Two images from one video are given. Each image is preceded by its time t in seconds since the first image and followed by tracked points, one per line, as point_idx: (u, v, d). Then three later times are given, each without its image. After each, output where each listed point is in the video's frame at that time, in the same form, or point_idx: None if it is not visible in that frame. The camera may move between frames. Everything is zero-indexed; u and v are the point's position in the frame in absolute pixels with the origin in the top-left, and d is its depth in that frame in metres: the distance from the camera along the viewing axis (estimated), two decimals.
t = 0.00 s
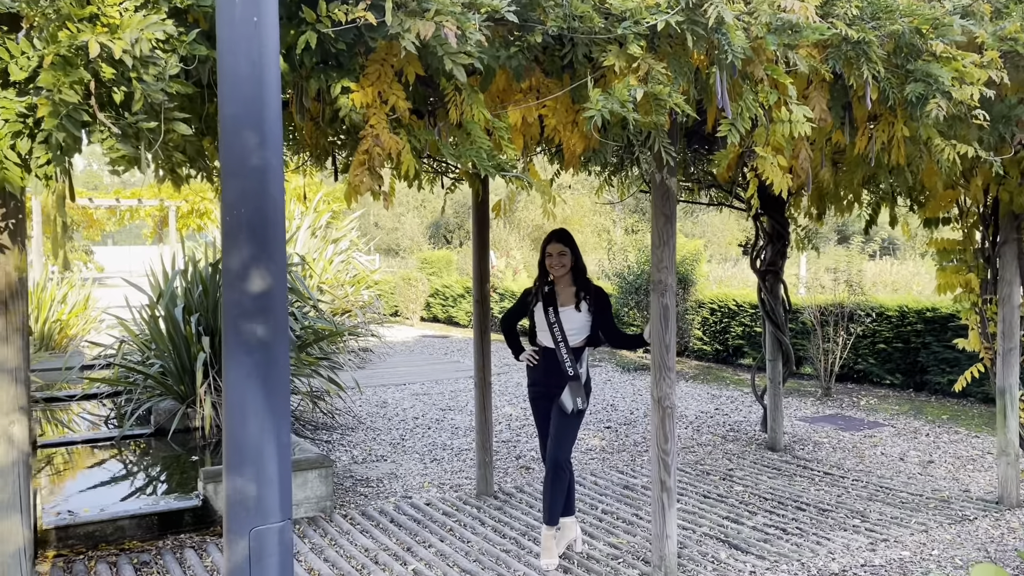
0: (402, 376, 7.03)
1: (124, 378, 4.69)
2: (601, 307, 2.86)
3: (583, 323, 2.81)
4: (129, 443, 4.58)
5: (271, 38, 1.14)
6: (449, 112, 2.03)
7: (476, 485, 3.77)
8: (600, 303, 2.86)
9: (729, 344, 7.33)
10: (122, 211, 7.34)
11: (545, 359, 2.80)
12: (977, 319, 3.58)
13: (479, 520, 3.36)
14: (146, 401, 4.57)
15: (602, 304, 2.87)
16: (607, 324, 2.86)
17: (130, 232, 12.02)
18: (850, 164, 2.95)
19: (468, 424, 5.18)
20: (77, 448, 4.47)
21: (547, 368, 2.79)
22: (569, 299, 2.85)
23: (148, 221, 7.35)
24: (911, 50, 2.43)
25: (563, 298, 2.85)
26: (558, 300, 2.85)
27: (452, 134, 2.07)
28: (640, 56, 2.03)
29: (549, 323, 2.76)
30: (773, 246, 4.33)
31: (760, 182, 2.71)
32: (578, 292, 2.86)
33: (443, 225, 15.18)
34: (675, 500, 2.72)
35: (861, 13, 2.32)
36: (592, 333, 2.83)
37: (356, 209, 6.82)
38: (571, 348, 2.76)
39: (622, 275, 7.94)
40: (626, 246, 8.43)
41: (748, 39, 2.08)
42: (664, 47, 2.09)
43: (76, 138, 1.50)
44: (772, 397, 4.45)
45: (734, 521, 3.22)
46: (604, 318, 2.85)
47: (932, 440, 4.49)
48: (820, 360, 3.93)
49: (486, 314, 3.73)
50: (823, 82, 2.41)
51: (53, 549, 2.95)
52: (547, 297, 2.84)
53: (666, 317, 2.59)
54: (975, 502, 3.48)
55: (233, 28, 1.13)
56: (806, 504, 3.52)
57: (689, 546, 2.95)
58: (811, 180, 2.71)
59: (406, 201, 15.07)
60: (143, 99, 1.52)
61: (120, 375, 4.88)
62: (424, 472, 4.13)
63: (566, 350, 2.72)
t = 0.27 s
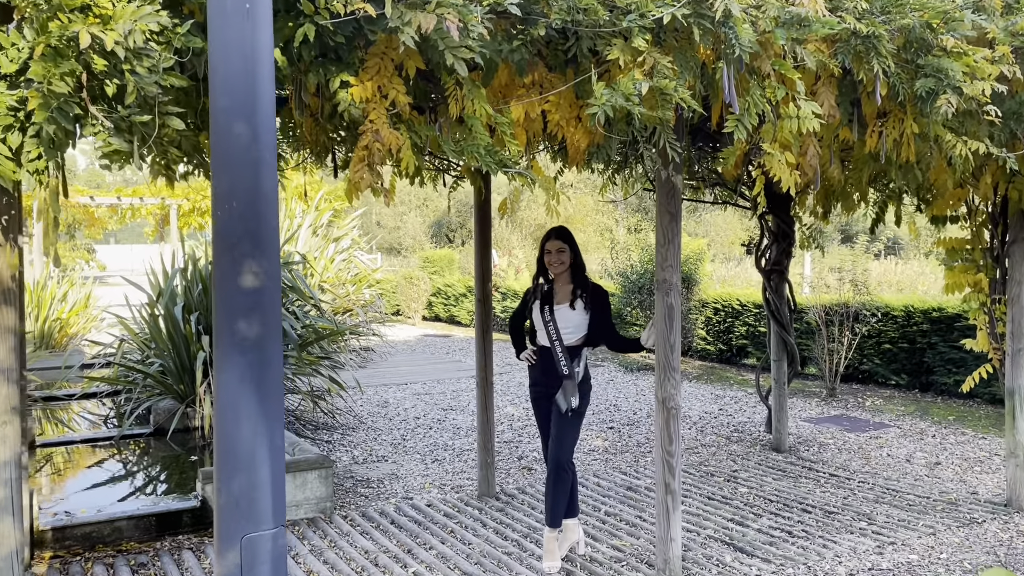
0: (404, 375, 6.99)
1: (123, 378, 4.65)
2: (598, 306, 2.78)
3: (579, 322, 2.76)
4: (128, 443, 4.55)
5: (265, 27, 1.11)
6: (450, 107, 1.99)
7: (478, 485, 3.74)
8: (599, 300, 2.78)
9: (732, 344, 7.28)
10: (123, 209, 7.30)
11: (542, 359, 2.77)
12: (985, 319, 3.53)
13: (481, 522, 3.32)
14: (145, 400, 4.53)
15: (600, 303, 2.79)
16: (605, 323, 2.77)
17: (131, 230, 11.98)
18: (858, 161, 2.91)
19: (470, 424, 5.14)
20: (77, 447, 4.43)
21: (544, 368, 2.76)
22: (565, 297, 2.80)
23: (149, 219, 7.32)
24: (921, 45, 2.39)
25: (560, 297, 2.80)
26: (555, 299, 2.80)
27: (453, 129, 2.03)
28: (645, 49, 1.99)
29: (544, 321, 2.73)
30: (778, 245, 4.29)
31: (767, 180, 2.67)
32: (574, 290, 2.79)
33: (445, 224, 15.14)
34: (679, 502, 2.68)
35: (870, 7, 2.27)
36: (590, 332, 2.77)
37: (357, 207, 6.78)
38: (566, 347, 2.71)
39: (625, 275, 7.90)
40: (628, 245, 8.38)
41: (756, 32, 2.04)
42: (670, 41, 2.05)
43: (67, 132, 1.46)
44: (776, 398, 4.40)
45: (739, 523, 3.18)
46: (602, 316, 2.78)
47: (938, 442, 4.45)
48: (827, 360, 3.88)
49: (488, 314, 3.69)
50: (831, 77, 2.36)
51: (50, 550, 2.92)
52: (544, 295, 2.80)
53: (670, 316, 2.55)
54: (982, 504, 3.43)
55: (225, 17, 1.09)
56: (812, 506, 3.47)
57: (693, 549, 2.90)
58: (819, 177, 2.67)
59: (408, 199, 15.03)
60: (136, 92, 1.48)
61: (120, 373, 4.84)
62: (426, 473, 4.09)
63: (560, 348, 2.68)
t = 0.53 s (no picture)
0: (405, 376, 6.94)
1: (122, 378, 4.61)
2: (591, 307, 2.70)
3: (572, 325, 2.69)
4: (126, 444, 4.51)
5: (245, 18, 1.07)
6: (448, 103, 1.94)
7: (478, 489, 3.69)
8: (591, 301, 2.71)
9: (737, 345, 7.23)
10: (125, 209, 7.29)
11: (537, 364, 2.73)
12: (995, 322, 3.47)
13: (481, 526, 3.28)
14: (144, 402, 4.49)
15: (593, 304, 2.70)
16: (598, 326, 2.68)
17: (134, 229, 11.96)
18: (866, 161, 2.85)
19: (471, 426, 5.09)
20: (75, 449, 4.39)
21: (539, 373, 2.72)
22: (560, 300, 2.76)
23: (151, 219, 7.28)
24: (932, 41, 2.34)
25: (556, 300, 2.76)
26: (551, 303, 2.77)
27: (451, 126, 1.98)
28: (650, 45, 1.94)
29: (537, 326, 2.70)
30: (784, 246, 4.23)
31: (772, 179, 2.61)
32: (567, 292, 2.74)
33: (449, 224, 15.09)
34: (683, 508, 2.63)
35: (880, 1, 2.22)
36: (585, 336, 2.70)
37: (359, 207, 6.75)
38: (557, 352, 2.66)
39: (628, 275, 7.85)
40: (632, 246, 8.33)
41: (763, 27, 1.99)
42: (674, 38, 2.00)
43: (50, 129, 1.41)
44: (781, 400, 4.35)
45: (743, 529, 3.12)
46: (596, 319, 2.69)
47: (945, 445, 4.39)
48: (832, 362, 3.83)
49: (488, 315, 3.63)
50: (838, 75, 2.31)
51: (44, 554, 2.88)
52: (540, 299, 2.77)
53: (674, 318, 2.50)
54: (991, 510, 3.37)
55: (203, 7, 1.06)
56: (817, 511, 3.42)
57: (697, 556, 2.85)
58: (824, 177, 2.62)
59: (411, 199, 14.98)
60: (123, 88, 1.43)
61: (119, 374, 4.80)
62: (426, 475, 4.04)
63: (550, 353, 2.64)
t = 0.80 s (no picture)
0: (406, 379, 6.88)
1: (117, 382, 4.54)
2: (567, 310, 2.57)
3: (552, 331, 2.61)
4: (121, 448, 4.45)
5: (202, 15, 1.01)
6: (439, 104, 1.87)
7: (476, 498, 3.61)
8: (563, 306, 2.57)
9: (741, 349, 7.14)
10: (124, 209, 7.23)
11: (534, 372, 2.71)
12: (1005, 328, 3.39)
13: (478, 536, 3.20)
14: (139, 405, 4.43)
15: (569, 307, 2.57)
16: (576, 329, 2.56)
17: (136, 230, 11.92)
18: (873, 163, 2.77)
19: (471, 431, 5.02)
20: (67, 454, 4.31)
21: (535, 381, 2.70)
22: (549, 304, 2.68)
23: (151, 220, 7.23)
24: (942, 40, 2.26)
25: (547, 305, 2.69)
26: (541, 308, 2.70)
27: (442, 127, 1.91)
28: (649, 44, 1.87)
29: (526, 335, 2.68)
30: (789, 250, 4.16)
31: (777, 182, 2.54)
32: (548, 292, 2.63)
33: (453, 226, 15.03)
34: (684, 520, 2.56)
35: None
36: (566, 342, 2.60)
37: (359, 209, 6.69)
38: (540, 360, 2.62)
39: (632, 278, 7.77)
40: (636, 248, 8.25)
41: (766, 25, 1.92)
42: (674, 37, 1.93)
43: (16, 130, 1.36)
44: (786, 406, 4.27)
45: (747, 541, 3.04)
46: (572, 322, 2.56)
47: (954, 453, 4.31)
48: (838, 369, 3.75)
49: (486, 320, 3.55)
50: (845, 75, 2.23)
51: (31, 564, 2.81)
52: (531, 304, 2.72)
53: (675, 326, 2.42)
54: (1002, 521, 3.29)
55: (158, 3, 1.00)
56: (822, 522, 3.34)
57: (699, 569, 2.77)
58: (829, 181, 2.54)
59: (415, 200, 14.91)
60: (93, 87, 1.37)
61: (115, 378, 4.73)
62: (424, 483, 3.97)
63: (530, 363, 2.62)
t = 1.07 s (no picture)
0: (411, 382, 6.81)
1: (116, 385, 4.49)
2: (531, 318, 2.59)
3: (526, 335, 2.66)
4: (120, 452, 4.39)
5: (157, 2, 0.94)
6: (433, 100, 1.80)
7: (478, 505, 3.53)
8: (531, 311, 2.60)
9: (750, 353, 7.05)
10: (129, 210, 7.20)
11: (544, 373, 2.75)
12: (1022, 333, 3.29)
13: (478, 545, 3.12)
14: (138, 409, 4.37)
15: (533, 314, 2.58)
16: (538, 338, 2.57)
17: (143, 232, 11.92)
18: (887, 163, 2.69)
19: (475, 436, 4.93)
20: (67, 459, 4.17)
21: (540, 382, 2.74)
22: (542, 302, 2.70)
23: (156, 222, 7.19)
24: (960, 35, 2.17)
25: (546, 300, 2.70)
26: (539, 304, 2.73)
27: (437, 123, 1.84)
28: (652, 37, 1.79)
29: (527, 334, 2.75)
30: (799, 252, 4.07)
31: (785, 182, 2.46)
32: (527, 287, 2.65)
33: (460, 227, 14.97)
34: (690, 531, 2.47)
35: None
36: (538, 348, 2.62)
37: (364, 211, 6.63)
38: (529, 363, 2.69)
39: (640, 281, 7.68)
40: (644, 250, 8.16)
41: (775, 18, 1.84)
42: (680, 31, 1.85)
43: None
44: (796, 413, 4.18)
45: (756, 552, 2.95)
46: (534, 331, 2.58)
47: (969, 461, 4.20)
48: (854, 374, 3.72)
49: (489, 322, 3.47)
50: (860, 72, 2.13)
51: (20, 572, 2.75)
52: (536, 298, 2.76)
53: (681, 331, 2.34)
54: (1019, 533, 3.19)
55: None
56: (832, 532, 3.25)
57: None
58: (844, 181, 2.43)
59: (422, 201, 14.86)
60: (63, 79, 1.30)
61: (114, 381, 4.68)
62: (425, 489, 3.90)
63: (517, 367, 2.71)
